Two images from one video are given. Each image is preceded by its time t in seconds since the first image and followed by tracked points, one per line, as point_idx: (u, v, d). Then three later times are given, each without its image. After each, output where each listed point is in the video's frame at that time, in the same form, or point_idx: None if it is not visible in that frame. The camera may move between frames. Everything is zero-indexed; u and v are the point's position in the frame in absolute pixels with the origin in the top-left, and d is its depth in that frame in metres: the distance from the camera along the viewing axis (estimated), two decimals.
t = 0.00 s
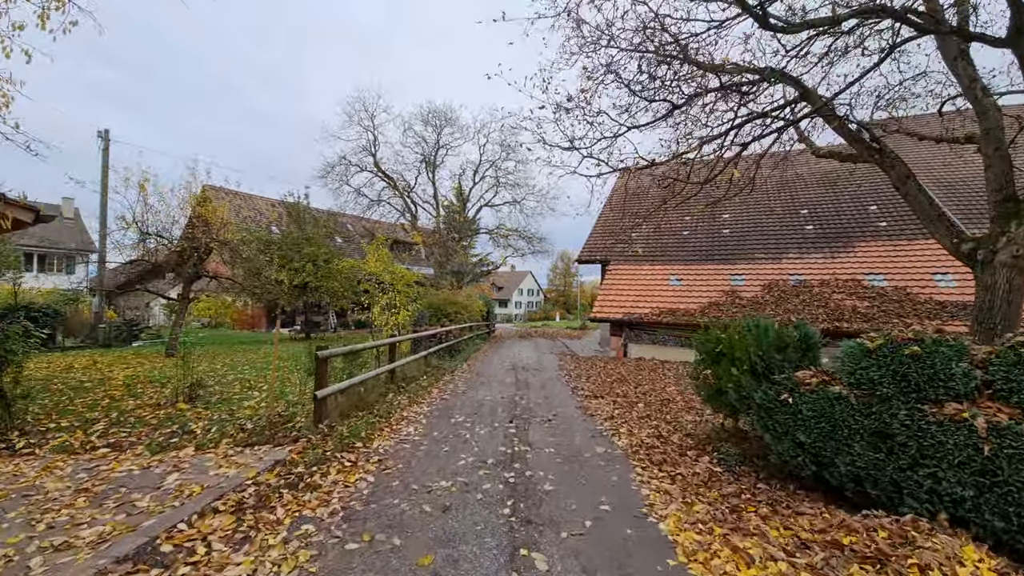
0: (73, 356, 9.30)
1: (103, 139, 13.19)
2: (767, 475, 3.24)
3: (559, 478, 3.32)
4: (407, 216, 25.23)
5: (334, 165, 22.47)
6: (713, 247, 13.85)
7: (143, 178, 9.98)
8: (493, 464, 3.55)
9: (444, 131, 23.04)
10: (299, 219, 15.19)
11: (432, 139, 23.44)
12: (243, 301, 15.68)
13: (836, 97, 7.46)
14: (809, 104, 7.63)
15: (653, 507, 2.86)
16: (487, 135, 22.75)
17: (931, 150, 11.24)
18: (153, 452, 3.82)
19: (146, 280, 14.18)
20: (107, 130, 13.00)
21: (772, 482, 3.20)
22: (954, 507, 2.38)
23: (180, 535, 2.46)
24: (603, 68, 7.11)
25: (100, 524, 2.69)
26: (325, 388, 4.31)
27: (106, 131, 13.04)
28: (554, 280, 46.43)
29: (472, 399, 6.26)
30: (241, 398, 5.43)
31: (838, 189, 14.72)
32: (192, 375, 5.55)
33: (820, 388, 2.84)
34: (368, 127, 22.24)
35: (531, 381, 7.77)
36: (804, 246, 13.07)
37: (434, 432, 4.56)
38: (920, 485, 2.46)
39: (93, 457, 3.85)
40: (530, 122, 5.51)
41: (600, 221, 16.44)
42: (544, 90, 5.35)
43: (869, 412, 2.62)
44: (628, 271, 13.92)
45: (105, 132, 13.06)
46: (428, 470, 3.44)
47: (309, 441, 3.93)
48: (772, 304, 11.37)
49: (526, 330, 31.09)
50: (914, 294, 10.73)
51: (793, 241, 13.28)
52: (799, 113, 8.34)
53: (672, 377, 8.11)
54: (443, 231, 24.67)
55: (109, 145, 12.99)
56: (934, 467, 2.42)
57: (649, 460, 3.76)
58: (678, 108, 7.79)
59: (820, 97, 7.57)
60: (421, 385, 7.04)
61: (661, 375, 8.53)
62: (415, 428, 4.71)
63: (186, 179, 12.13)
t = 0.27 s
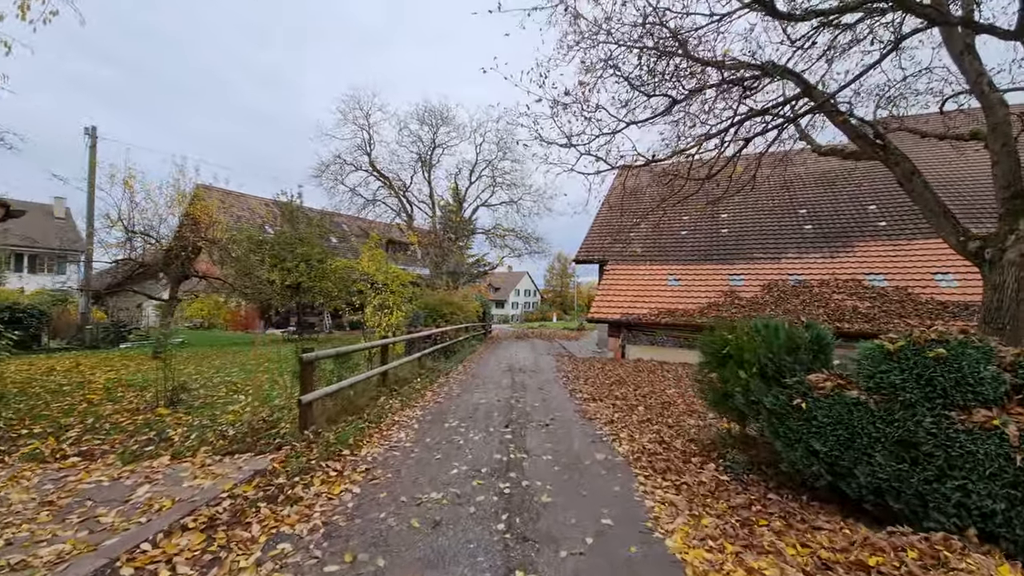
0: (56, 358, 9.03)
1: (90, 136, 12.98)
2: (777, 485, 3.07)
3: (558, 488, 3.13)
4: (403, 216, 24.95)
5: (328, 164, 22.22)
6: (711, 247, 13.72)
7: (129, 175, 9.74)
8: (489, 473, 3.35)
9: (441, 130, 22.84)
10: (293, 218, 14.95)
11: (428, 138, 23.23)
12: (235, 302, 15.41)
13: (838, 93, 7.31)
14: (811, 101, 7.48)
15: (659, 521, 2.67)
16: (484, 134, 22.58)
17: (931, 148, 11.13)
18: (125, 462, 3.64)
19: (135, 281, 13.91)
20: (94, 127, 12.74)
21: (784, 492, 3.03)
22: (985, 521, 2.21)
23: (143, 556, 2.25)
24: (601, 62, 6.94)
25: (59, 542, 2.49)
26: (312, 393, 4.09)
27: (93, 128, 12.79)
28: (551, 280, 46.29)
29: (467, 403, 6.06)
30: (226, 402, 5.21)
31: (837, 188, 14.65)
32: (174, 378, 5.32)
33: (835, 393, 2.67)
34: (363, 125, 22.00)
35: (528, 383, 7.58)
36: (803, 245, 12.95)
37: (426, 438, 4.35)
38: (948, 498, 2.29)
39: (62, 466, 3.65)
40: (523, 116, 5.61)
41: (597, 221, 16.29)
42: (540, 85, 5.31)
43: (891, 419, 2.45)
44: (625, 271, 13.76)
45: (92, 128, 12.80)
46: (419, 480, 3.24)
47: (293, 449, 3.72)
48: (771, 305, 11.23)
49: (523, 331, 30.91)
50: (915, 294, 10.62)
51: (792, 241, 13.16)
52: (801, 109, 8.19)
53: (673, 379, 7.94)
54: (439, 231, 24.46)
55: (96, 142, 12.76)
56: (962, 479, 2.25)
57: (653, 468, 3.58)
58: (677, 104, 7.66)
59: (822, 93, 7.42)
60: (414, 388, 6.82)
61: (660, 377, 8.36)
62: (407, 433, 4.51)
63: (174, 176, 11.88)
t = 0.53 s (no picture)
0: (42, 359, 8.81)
1: (81, 132, 12.86)
2: (792, 498, 2.88)
3: (560, 501, 2.93)
4: (401, 214, 24.68)
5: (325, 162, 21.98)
6: (712, 246, 13.54)
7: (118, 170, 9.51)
8: (485, 484, 3.15)
9: (439, 127, 22.61)
10: (288, 216, 14.73)
11: (426, 136, 23.00)
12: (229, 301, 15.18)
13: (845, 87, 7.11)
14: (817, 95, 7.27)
15: (668, 539, 2.48)
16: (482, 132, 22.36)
17: (937, 145, 10.94)
18: (97, 471, 3.45)
19: (126, 280, 13.68)
20: (84, 123, 12.54)
21: (799, 506, 2.85)
22: None
23: None
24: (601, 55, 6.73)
25: (15, 562, 2.28)
26: (297, 398, 3.87)
27: (83, 124, 12.61)
28: (550, 280, 46.15)
29: (464, 406, 5.86)
30: (211, 406, 5.00)
31: (839, 187, 14.54)
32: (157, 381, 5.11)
33: (858, 401, 2.49)
34: (360, 123, 21.76)
35: (526, 385, 7.39)
36: (805, 245, 12.79)
37: (420, 445, 4.15)
38: (984, 517, 2.14)
39: (31, 476, 3.44)
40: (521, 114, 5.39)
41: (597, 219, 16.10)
42: (541, 82, 5.42)
43: (922, 430, 2.27)
44: (625, 270, 13.57)
45: (82, 124, 12.60)
46: (410, 492, 3.03)
47: (276, 457, 3.52)
48: (774, 305, 11.05)
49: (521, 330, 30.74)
50: (920, 294, 10.45)
51: (795, 240, 12.99)
52: (806, 104, 7.98)
53: (675, 381, 7.74)
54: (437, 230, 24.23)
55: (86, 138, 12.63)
56: (1000, 497, 2.11)
57: (658, 478, 3.38)
58: (677, 101, 7.52)
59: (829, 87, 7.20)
60: (410, 390, 6.60)
61: (661, 378, 8.17)
62: (400, 439, 4.31)
63: (164, 173, 11.63)
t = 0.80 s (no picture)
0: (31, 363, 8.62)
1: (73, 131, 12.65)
2: (813, 512, 2.69)
3: (565, 515, 2.75)
4: (399, 215, 24.48)
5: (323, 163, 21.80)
6: (715, 246, 13.36)
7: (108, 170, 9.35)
8: (484, 496, 2.96)
9: (438, 128, 22.43)
10: (285, 217, 14.54)
11: (425, 136, 22.82)
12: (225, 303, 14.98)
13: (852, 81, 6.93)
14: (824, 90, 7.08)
15: (681, 559, 2.28)
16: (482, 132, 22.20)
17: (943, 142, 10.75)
18: (71, 484, 3.26)
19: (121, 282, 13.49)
20: (76, 123, 12.35)
21: (820, 520, 2.65)
22: None
23: None
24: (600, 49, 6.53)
25: None
26: (285, 404, 3.68)
27: (75, 124, 12.40)
28: (550, 281, 45.96)
29: (462, 410, 5.67)
30: (198, 413, 4.80)
31: (842, 187, 14.43)
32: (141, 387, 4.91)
33: (886, 408, 2.32)
34: (358, 123, 21.58)
35: (527, 388, 7.19)
36: (809, 244, 12.62)
37: (415, 453, 3.95)
38: None
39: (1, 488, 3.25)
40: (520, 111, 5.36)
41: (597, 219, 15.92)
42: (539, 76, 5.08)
43: (959, 441, 2.10)
44: (626, 270, 13.39)
45: (74, 124, 12.41)
46: (404, 506, 2.84)
47: (261, 467, 3.32)
48: (778, 305, 10.85)
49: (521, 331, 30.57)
50: (928, 294, 10.26)
51: (799, 240, 12.82)
52: (812, 99, 7.79)
53: (679, 384, 7.55)
54: (436, 231, 24.05)
55: (78, 138, 12.43)
56: None
57: (667, 488, 3.19)
58: (677, 98, 7.38)
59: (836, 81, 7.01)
60: (407, 394, 6.39)
61: (665, 381, 7.98)
62: (394, 446, 4.11)
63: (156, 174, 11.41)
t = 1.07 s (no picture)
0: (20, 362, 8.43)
1: (67, 127, 12.50)
2: (837, 527, 2.51)
3: (569, 528, 2.56)
4: (399, 214, 24.27)
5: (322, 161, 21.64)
6: (718, 245, 13.17)
7: (99, 165, 9.19)
8: (481, 507, 2.76)
9: (438, 126, 22.24)
10: (283, 215, 14.36)
11: (425, 135, 22.63)
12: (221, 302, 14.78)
13: (861, 75, 6.74)
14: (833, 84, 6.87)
15: None
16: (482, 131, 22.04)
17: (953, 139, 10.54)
18: (43, 492, 3.07)
19: (115, 281, 13.34)
20: (69, 118, 12.20)
21: (844, 535, 2.46)
22: None
23: None
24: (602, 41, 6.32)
25: None
26: (272, 407, 3.48)
27: (69, 119, 12.25)
28: (550, 280, 45.79)
29: (460, 412, 5.48)
30: (184, 415, 4.62)
31: (847, 186, 14.30)
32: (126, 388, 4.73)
33: (918, 415, 2.15)
34: (357, 121, 21.40)
35: (528, 390, 6.99)
36: (814, 243, 12.43)
37: (410, 458, 3.75)
38: None
39: None
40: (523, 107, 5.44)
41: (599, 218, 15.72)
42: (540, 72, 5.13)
43: (1006, 453, 1.90)
44: (628, 270, 13.20)
45: (68, 120, 12.26)
46: (395, 518, 2.64)
47: (246, 475, 3.13)
48: (783, 304, 10.66)
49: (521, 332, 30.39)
50: (937, 293, 10.07)
51: (804, 239, 12.63)
52: (820, 94, 7.59)
53: (684, 385, 7.35)
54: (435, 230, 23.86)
55: (73, 135, 12.27)
56: None
57: (677, 498, 3.00)
58: (679, 93, 7.20)
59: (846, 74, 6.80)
60: (404, 396, 6.19)
61: (669, 382, 7.78)
62: (388, 451, 3.92)
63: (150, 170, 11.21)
